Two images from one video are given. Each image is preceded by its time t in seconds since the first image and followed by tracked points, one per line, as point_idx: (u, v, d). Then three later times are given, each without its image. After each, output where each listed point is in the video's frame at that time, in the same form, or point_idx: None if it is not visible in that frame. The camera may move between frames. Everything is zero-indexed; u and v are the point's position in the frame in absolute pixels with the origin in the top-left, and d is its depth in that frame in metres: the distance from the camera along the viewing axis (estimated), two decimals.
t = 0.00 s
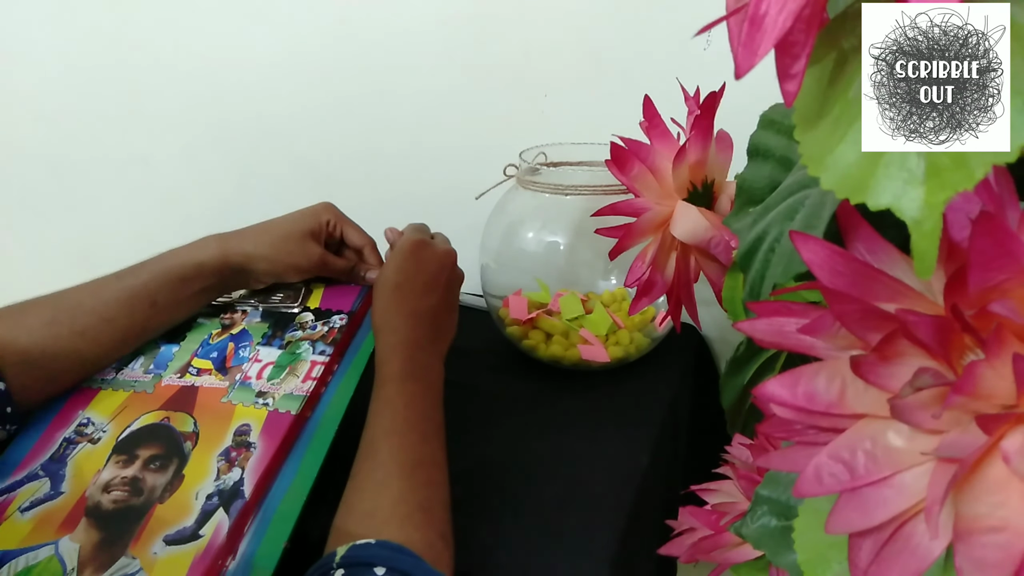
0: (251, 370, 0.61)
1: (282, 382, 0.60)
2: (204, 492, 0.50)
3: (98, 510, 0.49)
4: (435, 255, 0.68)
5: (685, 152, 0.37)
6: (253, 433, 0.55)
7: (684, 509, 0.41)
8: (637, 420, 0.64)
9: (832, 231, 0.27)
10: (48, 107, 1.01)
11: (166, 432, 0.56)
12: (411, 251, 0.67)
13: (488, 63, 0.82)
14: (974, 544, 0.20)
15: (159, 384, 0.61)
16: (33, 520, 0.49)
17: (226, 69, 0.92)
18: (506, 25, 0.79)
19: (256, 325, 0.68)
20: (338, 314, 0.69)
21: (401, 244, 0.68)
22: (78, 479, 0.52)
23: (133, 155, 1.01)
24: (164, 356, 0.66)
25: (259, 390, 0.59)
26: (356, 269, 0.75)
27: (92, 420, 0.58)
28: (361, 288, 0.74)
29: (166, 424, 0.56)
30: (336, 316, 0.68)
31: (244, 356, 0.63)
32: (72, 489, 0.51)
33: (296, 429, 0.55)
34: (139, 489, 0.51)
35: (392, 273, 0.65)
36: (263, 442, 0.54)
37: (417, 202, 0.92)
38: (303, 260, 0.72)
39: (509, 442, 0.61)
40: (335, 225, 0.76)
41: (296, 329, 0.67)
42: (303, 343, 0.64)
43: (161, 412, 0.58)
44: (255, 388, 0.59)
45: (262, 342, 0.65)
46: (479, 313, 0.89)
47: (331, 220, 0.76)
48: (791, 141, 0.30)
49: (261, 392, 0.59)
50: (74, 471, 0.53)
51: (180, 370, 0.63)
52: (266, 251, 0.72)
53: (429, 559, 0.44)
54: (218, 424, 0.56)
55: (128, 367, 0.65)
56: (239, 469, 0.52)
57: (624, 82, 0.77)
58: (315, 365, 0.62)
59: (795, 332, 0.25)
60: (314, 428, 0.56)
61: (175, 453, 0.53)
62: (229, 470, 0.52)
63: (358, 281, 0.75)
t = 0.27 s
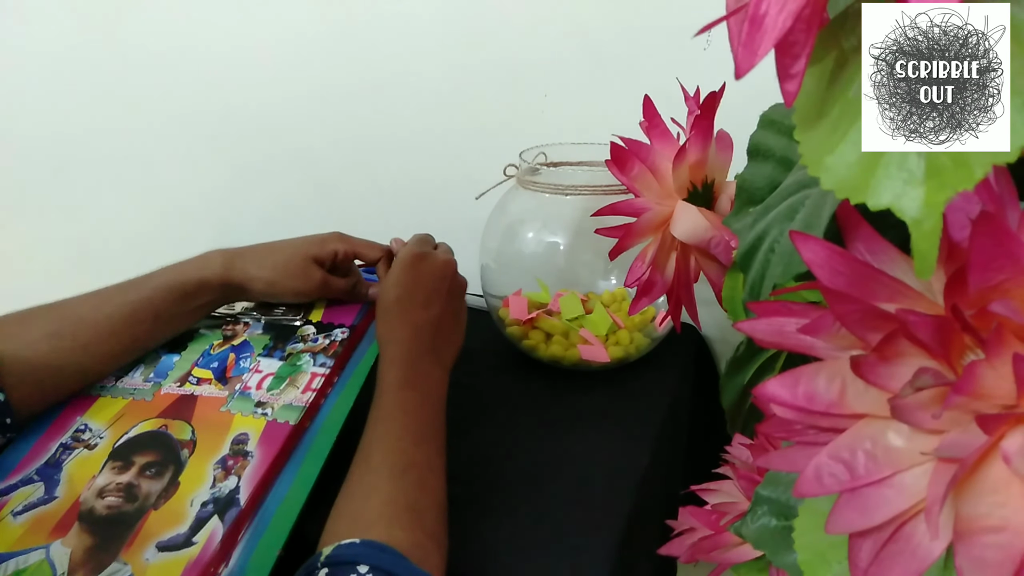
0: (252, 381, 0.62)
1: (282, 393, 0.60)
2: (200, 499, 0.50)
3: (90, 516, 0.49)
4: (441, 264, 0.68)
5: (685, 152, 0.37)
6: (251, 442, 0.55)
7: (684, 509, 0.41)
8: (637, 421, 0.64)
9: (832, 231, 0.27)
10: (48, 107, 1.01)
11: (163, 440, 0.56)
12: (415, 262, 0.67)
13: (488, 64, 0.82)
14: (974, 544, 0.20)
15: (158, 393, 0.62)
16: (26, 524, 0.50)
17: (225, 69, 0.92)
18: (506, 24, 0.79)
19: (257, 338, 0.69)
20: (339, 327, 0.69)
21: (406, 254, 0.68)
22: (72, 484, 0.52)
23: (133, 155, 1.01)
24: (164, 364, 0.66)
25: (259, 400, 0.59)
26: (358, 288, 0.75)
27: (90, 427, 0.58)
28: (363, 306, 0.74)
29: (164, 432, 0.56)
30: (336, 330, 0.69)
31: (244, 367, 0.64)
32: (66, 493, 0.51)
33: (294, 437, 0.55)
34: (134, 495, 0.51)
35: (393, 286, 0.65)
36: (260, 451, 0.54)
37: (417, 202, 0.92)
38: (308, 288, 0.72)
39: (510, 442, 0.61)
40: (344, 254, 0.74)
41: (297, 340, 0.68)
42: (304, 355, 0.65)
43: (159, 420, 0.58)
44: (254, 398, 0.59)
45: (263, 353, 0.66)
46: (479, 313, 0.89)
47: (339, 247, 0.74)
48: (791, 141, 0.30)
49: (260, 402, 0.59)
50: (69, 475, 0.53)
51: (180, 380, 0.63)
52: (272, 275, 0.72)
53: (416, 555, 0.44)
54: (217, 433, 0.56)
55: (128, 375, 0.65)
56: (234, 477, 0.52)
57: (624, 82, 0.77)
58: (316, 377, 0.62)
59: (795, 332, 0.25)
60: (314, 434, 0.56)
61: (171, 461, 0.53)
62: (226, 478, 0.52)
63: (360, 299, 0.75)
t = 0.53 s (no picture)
0: (239, 361, 0.56)
1: (271, 379, 0.54)
2: (196, 504, 0.49)
3: (93, 517, 0.50)
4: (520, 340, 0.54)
5: (685, 152, 0.37)
6: (243, 441, 0.51)
7: (684, 510, 0.41)
8: (638, 421, 0.64)
9: (832, 231, 0.27)
10: (53, 109, 1.02)
11: (156, 429, 0.53)
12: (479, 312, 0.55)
13: (487, 64, 0.82)
14: (974, 544, 0.20)
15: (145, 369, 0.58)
16: (32, 518, 0.52)
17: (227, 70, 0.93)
18: (506, 25, 0.79)
19: (242, 306, 0.60)
20: (328, 298, 0.58)
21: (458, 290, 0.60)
22: (71, 474, 0.53)
23: (136, 155, 1.02)
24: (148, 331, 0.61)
25: (248, 388, 0.54)
26: (346, 253, 0.61)
27: (82, 406, 0.56)
28: (351, 273, 0.60)
29: (155, 419, 0.54)
30: (325, 302, 0.58)
31: (232, 344, 0.57)
32: (66, 485, 0.52)
33: (286, 437, 0.50)
34: (133, 494, 0.51)
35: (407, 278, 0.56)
36: (253, 452, 0.50)
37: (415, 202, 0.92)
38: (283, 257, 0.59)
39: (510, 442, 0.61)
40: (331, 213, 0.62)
41: (284, 313, 0.58)
42: (293, 332, 0.56)
43: (151, 403, 0.55)
44: (244, 384, 0.54)
45: (249, 326, 0.58)
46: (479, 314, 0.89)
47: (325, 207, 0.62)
48: (791, 141, 0.30)
49: (250, 390, 0.54)
50: (67, 463, 0.53)
51: (166, 355, 0.58)
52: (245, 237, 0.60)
53: None
54: (208, 426, 0.52)
55: (115, 346, 0.60)
56: (228, 482, 0.49)
57: (624, 83, 0.77)
58: (305, 362, 0.54)
59: (795, 332, 0.25)
60: (305, 438, 0.50)
61: (164, 457, 0.52)
62: (220, 481, 0.49)
63: (349, 265, 0.61)
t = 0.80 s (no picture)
0: (218, 216, 0.40)
1: (261, 229, 0.39)
2: (230, 377, 0.37)
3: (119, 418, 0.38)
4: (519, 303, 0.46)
5: (685, 152, 0.37)
6: (255, 303, 0.38)
7: (685, 510, 0.41)
8: (638, 421, 0.63)
9: (833, 231, 0.28)
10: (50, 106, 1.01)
11: (152, 317, 0.39)
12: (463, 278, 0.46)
13: (488, 63, 0.82)
14: (975, 544, 0.20)
15: (119, 260, 0.41)
16: (59, 433, 0.39)
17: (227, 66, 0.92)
18: (507, 24, 0.79)
19: (197, 167, 0.41)
20: (295, 134, 0.40)
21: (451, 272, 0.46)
22: (82, 376, 0.40)
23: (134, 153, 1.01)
24: (100, 215, 0.42)
25: (224, 262, 0.39)
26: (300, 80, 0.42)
27: (62, 310, 0.41)
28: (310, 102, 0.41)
29: (166, 261, 0.40)
30: (292, 142, 0.40)
31: (199, 209, 0.40)
32: (82, 391, 0.39)
33: (307, 225, 0.38)
34: (156, 390, 0.38)
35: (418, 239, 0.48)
36: (270, 316, 0.38)
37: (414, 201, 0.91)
38: (217, 89, 0.41)
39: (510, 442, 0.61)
40: (272, 42, 0.42)
41: (248, 165, 0.41)
42: (266, 183, 0.40)
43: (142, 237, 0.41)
44: (229, 262, 0.39)
45: (215, 181, 0.41)
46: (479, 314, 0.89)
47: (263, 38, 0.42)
48: (791, 141, 0.30)
49: (238, 264, 0.39)
50: (71, 370, 0.40)
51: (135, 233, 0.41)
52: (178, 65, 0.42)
53: None
54: (201, 297, 0.39)
55: (68, 239, 0.42)
56: (253, 348, 0.37)
57: (624, 82, 0.77)
58: (292, 215, 0.39)
59: (795, 332, 0.25)
60: (314, 299, 0.37)
61: (176, 336, 0.38)
62: (245, 353, 0.38)
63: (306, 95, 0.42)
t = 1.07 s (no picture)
0: (239, 84, 0.44)
1: (286, 88, 0.44)
2: (281, 232, 0.45)
3: (176, 287, 0.45)
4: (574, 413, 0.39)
5: (685, 152, 0.37)
6: (293, 154, 0.44)
7: (685, 509, 0.41)
8: (639, 420, 0.64)
9: (832, 231, 0.28)
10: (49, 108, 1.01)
11: (187, 186, 0.45)
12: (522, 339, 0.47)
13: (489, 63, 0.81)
14: (974, 544, 0.20)
15: (139, 134, 0.45)
16: (113, 319, 0.45)
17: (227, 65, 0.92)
18: (507, 24, 0.79)
19: (207, 27, 0.44)
20: None
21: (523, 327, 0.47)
22: (126, 262, 0.45)
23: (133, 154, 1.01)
24: (113, 93, 0.44)
25: (265, 107, 0.44)
26: None
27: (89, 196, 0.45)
28: None
29: (188, 125, 0.44)
30: None
31: (217, 72, 0.44)
32: (129, 275, 0.45)
33: (338, 136, 0.44)
34: (207, 254, 0.45)
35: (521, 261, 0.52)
36: (311, 163, 0.44)
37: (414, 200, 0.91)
38: None
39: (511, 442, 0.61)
40: None
41: (259, 18, 0.44)
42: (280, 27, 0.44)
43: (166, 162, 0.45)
44: (259, 104, 0.44)
45: (227, 46, 0.44)
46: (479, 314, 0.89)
47: None
48: (791, 141, 0.30)
49: (269, 108, 0.44)
50: (111, 254, 0.45)
51: (154, 109, 0.44)
52: None
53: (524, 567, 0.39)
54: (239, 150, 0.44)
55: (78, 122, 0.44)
56: (303, 201, 0.44)
57: (624, 83, 0.77)
58: (313, 61, 0.44)
59: (795, 332, 0.25)
60: (355, 130, 0.44)
61: (222, 210, 0.44)
62: (293, 205, 0.44)
63: None
